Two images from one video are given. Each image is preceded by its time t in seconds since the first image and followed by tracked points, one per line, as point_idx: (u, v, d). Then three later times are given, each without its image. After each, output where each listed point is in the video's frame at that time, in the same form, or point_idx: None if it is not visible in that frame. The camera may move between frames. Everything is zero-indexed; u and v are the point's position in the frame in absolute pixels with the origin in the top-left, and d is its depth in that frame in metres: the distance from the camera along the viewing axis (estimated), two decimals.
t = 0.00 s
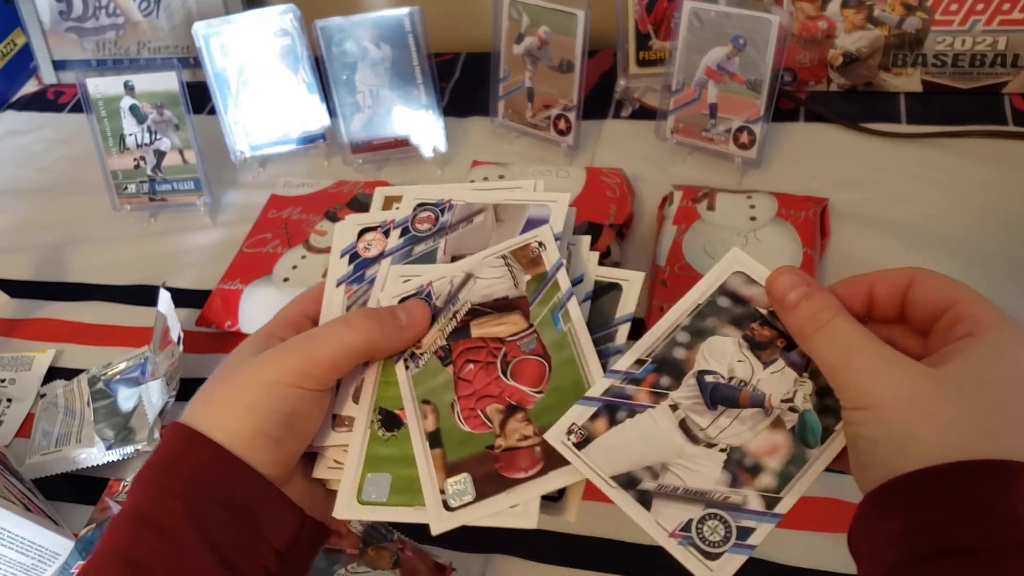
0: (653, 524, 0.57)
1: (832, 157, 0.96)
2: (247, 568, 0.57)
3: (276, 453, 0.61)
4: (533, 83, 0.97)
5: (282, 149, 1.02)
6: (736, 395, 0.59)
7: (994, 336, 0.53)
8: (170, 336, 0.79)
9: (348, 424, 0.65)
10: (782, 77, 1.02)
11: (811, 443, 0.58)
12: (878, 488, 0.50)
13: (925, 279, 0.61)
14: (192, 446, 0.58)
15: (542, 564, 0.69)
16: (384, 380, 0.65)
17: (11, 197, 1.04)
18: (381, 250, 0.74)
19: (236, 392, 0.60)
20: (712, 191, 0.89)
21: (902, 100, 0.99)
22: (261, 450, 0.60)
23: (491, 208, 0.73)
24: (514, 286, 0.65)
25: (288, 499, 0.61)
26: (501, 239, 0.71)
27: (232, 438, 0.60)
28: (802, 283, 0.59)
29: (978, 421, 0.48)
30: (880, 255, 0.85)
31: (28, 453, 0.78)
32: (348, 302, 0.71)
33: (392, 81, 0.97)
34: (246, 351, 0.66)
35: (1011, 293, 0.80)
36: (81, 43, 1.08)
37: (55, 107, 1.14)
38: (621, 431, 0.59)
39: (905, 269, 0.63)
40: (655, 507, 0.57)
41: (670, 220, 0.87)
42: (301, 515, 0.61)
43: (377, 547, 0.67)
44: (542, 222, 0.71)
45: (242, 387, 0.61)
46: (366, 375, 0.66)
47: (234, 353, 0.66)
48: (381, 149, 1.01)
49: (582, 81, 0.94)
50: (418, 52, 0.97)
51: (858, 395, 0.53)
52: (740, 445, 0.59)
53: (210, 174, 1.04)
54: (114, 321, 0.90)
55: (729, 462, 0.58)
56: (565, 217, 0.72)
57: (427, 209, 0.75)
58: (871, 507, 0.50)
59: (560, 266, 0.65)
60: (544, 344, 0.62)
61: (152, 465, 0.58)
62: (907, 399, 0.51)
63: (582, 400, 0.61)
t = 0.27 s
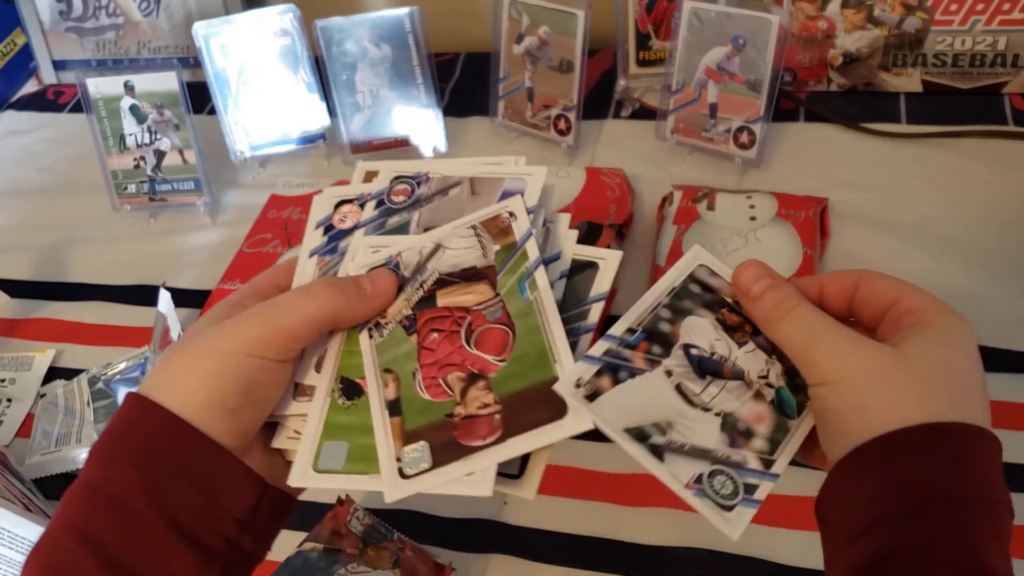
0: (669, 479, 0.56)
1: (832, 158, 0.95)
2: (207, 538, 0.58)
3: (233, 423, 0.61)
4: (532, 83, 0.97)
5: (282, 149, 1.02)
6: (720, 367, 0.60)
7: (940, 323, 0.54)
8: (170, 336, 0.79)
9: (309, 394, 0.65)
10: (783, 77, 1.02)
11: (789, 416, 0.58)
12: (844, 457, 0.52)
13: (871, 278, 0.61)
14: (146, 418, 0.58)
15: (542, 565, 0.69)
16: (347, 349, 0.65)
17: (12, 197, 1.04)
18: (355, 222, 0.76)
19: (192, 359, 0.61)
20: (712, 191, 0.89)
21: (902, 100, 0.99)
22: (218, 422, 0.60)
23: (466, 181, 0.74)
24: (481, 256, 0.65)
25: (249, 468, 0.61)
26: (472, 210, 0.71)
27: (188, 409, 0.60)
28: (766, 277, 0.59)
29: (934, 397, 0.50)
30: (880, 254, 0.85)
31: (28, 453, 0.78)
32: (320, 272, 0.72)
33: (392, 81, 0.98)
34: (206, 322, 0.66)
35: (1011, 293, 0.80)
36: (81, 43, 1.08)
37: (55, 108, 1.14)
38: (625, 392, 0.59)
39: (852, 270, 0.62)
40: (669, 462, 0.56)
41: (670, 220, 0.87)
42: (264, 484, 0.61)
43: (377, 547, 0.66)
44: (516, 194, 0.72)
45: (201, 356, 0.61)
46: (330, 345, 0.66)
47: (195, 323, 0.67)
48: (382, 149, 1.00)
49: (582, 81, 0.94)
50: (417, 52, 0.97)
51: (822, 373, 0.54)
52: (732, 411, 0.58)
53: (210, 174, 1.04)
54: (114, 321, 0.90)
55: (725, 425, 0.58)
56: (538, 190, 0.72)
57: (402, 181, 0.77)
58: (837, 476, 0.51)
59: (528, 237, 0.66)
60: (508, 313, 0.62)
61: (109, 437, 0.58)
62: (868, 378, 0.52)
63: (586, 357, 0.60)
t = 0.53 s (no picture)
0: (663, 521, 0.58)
1: (832, 157, 0.95)
2: (180, 523, 0.60)
3: (207, 408, 0.63)
4: (533, 83, 0.97)
5: (282, 149, 1.02)
6: (710, 400, 0.61)
7: (926, 328, 0.56)
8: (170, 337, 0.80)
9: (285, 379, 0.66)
10: (783, 77, 1.02)
11: (786, 432, 0.59)
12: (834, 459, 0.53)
13: (860, 287, 0.61)
14: (120, 407, 0.60)
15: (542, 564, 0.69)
16: (322, 330, 0.66)
17: (12, 197, 1.04)
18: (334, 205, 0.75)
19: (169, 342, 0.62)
20: (712, 191, 0.89)
21: (902, 100, 0.99)
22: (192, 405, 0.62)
23: (446, 164, 0.74)
24: (458, 235, 0.64)
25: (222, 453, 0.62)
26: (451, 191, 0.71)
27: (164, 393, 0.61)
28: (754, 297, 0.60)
29: (921, 395, 0.51)
30: (880, 254, 0.85)
31: (27, 453, 0.78)
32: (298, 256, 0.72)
33: (392, 81, 0.98)
34: (188, 303, 0.67)
35: (1012, 293, 0.80)
36: (81, 43, 1.08)
37: (55, 107, 1.14)
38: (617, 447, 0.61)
39: (834, 283, 0.62)
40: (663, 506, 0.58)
41: (670, 220, 0.87)
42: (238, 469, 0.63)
43: (377, 547, 0.66)
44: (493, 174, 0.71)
45: (178, 339, 0.63)
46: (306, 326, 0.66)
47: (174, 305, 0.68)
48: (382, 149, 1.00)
49: (582, 81, 0.94)
50: (418, 52, 0.97)
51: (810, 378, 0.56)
52: (722, 441, 0.60)
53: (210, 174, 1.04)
54: (114, 321, 0.90)
55: (718, 457, 0.59)
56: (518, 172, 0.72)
57: (383, 166, 0.77)
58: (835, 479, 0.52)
59: (503, 215, 0.65)
60: (481, 288, 0.61)
61: (82, 422, 0.59)
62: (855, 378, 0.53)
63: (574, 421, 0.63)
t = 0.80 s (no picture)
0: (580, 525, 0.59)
1: (833, 157, 0.95)
2: (241, 546, 0.57)
3: (275, 433, 0.60)
4: (533, 83, 0.97)
5: (282, 148, 1.02)
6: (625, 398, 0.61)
7: (832, 312, 0.59)
8: (170, 336, 0.80)
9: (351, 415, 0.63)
10: (783, 77, 1.02)
11: (695, 422, 0.61)
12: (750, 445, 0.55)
13: (784, 261, 0.63)
14: (186, 427, 0.57)
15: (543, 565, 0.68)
16: (392, 368, 0.63)
17: (11, 197, 1.04)
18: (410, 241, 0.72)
19: (251, 361, 0.60)
20: (712, 191, 0.88)
21: (902, 100, 0.99)
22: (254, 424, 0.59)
23: (525, 210, 0.69)
24: (532, 286, 0.61)
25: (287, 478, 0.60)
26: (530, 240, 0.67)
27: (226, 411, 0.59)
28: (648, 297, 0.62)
29: (827, 379, 0.54)
30: (879, 254, 0.85)
31: (27, 453, 0.78)
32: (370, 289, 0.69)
33: (392, 80, 0.97)
34: (263, 324, 0.65)
35: (1013, 293, 0.80)
36: (80, 42, 1.08)
37: (55, 107, 1.13)
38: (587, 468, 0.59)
39: (768, 251, 0.64)
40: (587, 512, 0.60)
41: (670, 220, 0.87)
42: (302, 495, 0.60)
43: (377, 547, 0.67)
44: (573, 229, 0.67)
45: (256, 364, 0.60)
46: (373, 361, 0.63)
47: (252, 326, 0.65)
48: (381, 149, 1.01)
49: (582, 81, 0.94)
50: (417, 52, 0.96)
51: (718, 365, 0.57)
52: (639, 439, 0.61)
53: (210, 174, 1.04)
54: (114, 321, 0.90)
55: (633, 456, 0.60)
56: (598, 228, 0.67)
57: (461, 203, 0.72)
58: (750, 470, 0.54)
59: (583, 270, 0.61)
60: (557, 348, 0.58)
61: (151, 436, 0.57)
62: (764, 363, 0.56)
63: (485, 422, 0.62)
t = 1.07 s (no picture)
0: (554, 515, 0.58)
1: (833, 157, 0.95)
2: (253, 550, 0.56)
3: (286, 437, 0.60)
4: (532, 83, 0.97)
5: (282, 148, 1.02)
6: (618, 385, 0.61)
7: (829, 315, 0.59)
8: (170, 336, 0.80)
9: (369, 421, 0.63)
10: (783, 77, 1.01)
11: (687, 415, 0.60)
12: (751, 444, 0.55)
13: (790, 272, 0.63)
14: (200, 428, 0.57)
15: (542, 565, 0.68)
16: (405, 374, 0.63)
17: (11, 197, 1.03)
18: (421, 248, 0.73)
19: (263, 365, 0.60)
20: (712, 191, 0.88)
21: (902, 100, 0.99)
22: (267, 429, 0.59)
23: (531, 212, 0.71)
24: (542, 285, 0.61)
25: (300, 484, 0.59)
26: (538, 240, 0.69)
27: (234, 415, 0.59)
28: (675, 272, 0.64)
29: (828, 381, 0.54)
30: (879, 254, 0.85)
31: (27, 453, 0.78)
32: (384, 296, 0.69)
33: (392, 80, 0.97)
34: (271, 333, 0.65)
35: (1013, 293, 0.80)
36: (80, 42, 1.08)
37: (55, 107, 1.13)
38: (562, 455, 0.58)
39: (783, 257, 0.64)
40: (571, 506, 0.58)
41: (670, 220, 0.87)
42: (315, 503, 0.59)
43: (378, 548, 0.67)
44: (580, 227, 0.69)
45: (267, 369, 0.60)
46: (388, 366, 0.64)
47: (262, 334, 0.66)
48: (382, 149, 1.01)
49: (582, 81, 0.94)
50: (417, 52, 0.96)
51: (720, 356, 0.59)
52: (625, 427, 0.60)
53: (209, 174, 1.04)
54: (114, 321, 0.90)
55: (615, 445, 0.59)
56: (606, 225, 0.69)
57: (467, 208, 0.73)
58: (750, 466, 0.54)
59: (590, 266, 0.61)
60: (569, 344, 0.58)
61: (163, 440, 0.57)
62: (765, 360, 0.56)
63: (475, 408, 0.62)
